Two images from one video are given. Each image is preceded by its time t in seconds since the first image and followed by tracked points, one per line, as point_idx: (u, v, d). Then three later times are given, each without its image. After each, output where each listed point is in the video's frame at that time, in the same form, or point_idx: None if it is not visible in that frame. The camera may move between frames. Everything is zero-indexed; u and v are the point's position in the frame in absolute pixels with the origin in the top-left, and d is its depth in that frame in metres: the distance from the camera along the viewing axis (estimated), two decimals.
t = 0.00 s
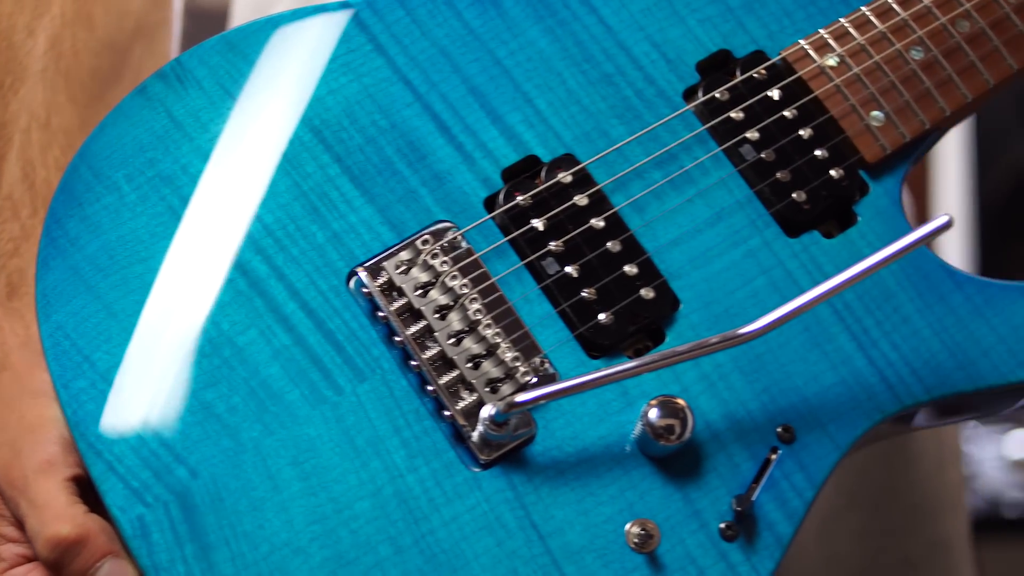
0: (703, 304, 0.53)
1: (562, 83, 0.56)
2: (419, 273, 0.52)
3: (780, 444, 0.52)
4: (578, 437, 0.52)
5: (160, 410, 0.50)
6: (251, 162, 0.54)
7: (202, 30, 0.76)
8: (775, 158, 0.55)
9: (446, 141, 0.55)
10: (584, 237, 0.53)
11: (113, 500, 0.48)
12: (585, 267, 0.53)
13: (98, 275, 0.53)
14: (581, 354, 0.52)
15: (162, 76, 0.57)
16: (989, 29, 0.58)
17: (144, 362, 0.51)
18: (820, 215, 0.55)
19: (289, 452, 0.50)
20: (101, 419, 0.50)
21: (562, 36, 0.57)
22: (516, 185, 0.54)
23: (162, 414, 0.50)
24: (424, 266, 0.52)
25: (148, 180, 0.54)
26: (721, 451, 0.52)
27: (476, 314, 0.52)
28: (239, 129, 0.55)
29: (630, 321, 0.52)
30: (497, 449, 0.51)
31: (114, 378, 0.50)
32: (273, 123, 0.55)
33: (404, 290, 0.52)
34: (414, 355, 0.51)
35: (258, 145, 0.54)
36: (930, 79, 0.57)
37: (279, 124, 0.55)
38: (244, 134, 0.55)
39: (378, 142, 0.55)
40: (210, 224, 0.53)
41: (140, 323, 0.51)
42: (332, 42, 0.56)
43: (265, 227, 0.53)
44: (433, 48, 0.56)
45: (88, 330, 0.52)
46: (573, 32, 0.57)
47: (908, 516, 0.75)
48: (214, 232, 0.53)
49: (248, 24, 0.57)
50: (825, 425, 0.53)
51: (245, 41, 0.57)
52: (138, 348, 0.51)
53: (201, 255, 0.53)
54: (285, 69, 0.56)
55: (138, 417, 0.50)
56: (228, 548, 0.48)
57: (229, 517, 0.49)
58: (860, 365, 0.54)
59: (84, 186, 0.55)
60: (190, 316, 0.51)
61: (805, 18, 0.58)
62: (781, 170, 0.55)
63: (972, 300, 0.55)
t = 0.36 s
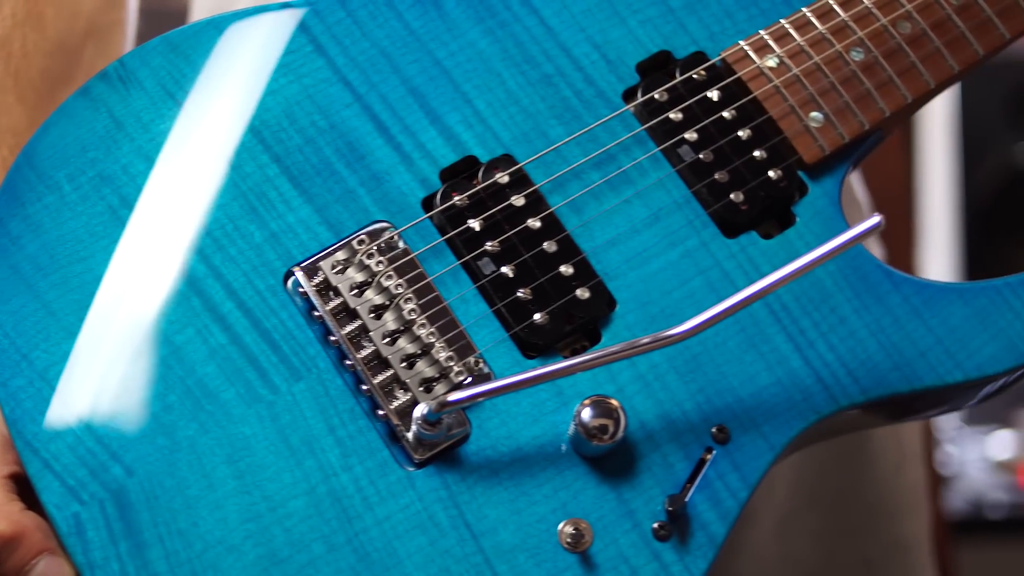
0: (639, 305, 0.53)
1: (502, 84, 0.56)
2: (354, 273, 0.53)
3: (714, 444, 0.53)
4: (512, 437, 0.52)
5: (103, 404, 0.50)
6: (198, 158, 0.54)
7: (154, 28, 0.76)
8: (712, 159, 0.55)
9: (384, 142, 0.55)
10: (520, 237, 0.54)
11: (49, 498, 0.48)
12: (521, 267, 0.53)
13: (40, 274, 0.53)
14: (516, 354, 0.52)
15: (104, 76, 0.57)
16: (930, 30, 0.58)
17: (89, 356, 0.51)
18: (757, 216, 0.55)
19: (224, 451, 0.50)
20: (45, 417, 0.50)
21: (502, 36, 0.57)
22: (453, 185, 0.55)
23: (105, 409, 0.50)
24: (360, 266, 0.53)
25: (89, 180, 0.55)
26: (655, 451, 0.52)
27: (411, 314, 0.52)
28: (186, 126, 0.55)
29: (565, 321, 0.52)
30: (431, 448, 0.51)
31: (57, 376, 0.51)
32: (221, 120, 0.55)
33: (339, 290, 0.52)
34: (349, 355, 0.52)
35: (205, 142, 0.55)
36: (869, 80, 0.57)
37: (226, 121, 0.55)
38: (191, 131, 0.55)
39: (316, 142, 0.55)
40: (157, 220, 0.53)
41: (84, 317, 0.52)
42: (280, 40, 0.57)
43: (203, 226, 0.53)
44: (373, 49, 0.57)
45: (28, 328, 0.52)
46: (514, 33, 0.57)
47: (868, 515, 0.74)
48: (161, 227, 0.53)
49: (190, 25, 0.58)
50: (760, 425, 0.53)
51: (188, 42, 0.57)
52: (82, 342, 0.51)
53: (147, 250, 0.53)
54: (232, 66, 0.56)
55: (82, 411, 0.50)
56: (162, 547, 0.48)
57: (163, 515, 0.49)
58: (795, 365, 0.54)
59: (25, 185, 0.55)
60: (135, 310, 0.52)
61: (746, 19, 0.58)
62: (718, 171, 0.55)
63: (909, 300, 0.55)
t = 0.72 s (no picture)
0: (584, 304, 0.53)
1: (450, 85, 0.57)
2: (299, 273, 0.53)
3: (658, 443, 0.53)
4: (455, 436, 0.52)
5: (55, 397, 0.49)
6: (151, 153, 0.54)
7: (114, 31, 0.76)
8: (659, 159, 0.55)
9: (331, 143, 0.55)
10: (465, 237, 0.54)
11: None
12: (465, 267, 0.53)
13: None
14: (461, 354, 0.52)
15: (55, 78, 0.57)
16: (879, 30, 0.58)
17: (42, 346, 0.50)
18: (704, 216, 0.55)
19: (167, 451, 0.49)
20: None
21: (451, 38, 0.58)
22: (400, 186, 0.55)
23: (57, 399, 0.49)
24: (304, 266, 0.53)
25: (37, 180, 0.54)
26: (598, 451, 0.52)
27: (354, 314, 0.52)
28: (142, 121, 0.55)
29: (508, 320, 0.53)
30: (374, 447, 0.51)
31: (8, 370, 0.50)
32: (177, 114, 0.55)
33: (283, 289, 0.53)
34: (292, 354, 0.52)
35: (160, 136, 0.55)
36: (817, 80, 0.57)
37: (181, 116, 0.55)
38: (144, 127, 0.55)
39: (264, 142, 0.55)
40: (111, 209, 0.53)
41: (34, 314, 0.51)
42: (236, 39, 0.57)
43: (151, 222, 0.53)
44: (322, 51, 0.57)
45: None
46: (462, 34, 0.58)
47: (829, 517, 0.75)
48: (117, 218, 0.53)
49: (140, 27, 0.58)
50: (704, 424, 0.53)
51: (138, 43, 0.58)
52: (35, 336, 0.50)
53: (99, 241, 0.53)
54: (188, 64, 0.57)
55: (34, 401, 0.49)
56: (104, 545, 0.47)
57: (107, 514, 0.48)
58: (741, 365, 0.54)
59: None
60: (88, 303, 0.51)
61: (696, 20, 0.59)
62: (665, 171, 0.55)
63: (856, 300, 0.55)
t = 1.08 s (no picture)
0: (535, 305, 0.54)
1: (403, 86, 0.57)
2: (249, 274, 0.53)
3: (608, 444, 0.53)
4: (404, 437, 0.52)
5: (14, 396, 0.49)
6: (110, 152, 0.54)
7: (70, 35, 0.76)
8: (611, 159, 0.56)
9: (284, 144, 0.56)
10: (416, 238, 0.54)
11: None
12: (415, 267, 0.53)
13: None
14: (411, 354, 0.53)
15: (9, 79, 0.57)
16: (834, 31, 0.58)
17: None
18: (656, 217, 0.55)
19: (116, 451, 0.49)
20: None
21: (404, 39, 0.58)
22: (352, 187, 0.55)
23: (19, 399, 0.49)
24: (254, 267, 0.53)
25: None
26: (547, 451, 0.52)
27: (303, 314, 0.52)
28: (102, 119, 0.55)
29: (459, 321, 0.53)
30: (323, 447, 0.51)
31: None
32: (140, 110, 0.55)
33: (233, 290, 0.53)
34: (242, 354, 0.52)
35: (119, 134, 0.55)
36: (771, 81, 0.57)
37: (138, 115, 0.55)
38: (101, 127, 0.55)
39: (216, 143, 0.55)
40: (70, 207, 0.53)
41: None
42: (197, 36, 0.57)
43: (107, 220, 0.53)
44: (274, 52, 0.58)
45: None
46: (416, 35, 0.58)
47: (796, 518, 0.75)
48: (72, 213, 0.53)
49: (94, 29, 0.58)
50: (654, 425, 0.53)
51: (92, 45, 0.57)
52: None
53: (57, 239, 0.52)
54: (146, 63, 0.57)
55: None
56: (54, 545, 0.47)
57: (56, 514, 0.48)
58: (691, 366, 0.54)
59: None
60: (46, 300, 0.51)
61: (650, 20, 0.59)
62: (616, 171, 0.55)
63: (808, 301, 0.55)
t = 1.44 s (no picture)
0: (484, 307, 0.54)
1: (355, 89, 0.57)
2: (198, 277, 0.53)
3: (556, 446, 0.53)
4: (352, 439, 0.52)
5: None
6: (70, 155, 0.54)
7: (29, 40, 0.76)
8: (562, 162, 0.56)
9: (235, 147, 0.56)
10: (365, 240, 0.54)
11: None
12: (364, 269, 0.54)
13: None
14: (360, 357, 0.53)
15: None
16: (786, 33, 0.58)
17: None
18: (607, 219, 0.55)
19: (65, 453, 0.49)
20: None
21: (357, 42, 0.58)
22: (302, 190, 0.55)
23: None
24: (203, 270, 0.53)
25: None
26: (495, 453, 0.52)
27: (252, 318, 0.52)
28: (61, 123, 0.55)
29: (407, 323, 0.53)
30: (272, 449, 0.51)
31: None
32: (102, 107, 0.55)
33: (182, 293, 0.53)
34: (191, 357, 0.52)
35: (79, 137, 0.55)
36: (723, 83, 0.57)
37: (98, 118, 0.55)
38: (62, 130, 0.55)
39: (168, 147, 0.55)
40: (32, 211, 0.53)
41: None
42: (156, 34, 0.57)
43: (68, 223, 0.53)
44: (228, 55, 0.58)
45: None
46: (369, 39, 0.58)
47: (762, 519, 0.76)
48: (35, 217, 0.53)
49: (48, 33, 0.58)
50: (602, 427, 0.53)
51: (46, 49, 0.57)
52: None
53: (19, 244, 0.52)
54: (103, 67, 0.56)
55: None
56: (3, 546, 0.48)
57: (5, 516, 0.48)
58: (640, 368, 0.54)
59: None
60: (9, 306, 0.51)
61: (603, 23, 0.59)
62: (568, 174, 0.56)
63: (758, 303, 0.55)
